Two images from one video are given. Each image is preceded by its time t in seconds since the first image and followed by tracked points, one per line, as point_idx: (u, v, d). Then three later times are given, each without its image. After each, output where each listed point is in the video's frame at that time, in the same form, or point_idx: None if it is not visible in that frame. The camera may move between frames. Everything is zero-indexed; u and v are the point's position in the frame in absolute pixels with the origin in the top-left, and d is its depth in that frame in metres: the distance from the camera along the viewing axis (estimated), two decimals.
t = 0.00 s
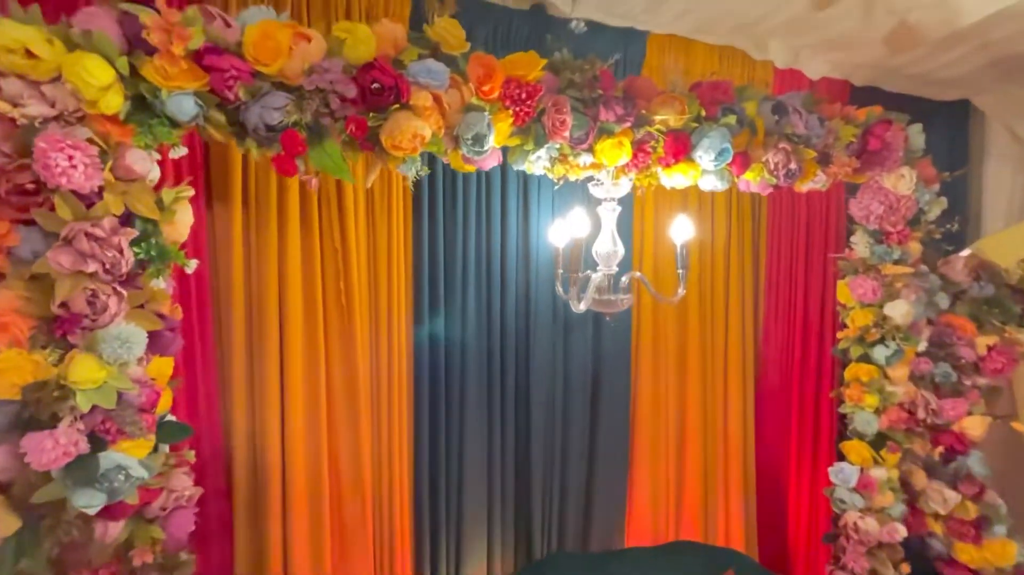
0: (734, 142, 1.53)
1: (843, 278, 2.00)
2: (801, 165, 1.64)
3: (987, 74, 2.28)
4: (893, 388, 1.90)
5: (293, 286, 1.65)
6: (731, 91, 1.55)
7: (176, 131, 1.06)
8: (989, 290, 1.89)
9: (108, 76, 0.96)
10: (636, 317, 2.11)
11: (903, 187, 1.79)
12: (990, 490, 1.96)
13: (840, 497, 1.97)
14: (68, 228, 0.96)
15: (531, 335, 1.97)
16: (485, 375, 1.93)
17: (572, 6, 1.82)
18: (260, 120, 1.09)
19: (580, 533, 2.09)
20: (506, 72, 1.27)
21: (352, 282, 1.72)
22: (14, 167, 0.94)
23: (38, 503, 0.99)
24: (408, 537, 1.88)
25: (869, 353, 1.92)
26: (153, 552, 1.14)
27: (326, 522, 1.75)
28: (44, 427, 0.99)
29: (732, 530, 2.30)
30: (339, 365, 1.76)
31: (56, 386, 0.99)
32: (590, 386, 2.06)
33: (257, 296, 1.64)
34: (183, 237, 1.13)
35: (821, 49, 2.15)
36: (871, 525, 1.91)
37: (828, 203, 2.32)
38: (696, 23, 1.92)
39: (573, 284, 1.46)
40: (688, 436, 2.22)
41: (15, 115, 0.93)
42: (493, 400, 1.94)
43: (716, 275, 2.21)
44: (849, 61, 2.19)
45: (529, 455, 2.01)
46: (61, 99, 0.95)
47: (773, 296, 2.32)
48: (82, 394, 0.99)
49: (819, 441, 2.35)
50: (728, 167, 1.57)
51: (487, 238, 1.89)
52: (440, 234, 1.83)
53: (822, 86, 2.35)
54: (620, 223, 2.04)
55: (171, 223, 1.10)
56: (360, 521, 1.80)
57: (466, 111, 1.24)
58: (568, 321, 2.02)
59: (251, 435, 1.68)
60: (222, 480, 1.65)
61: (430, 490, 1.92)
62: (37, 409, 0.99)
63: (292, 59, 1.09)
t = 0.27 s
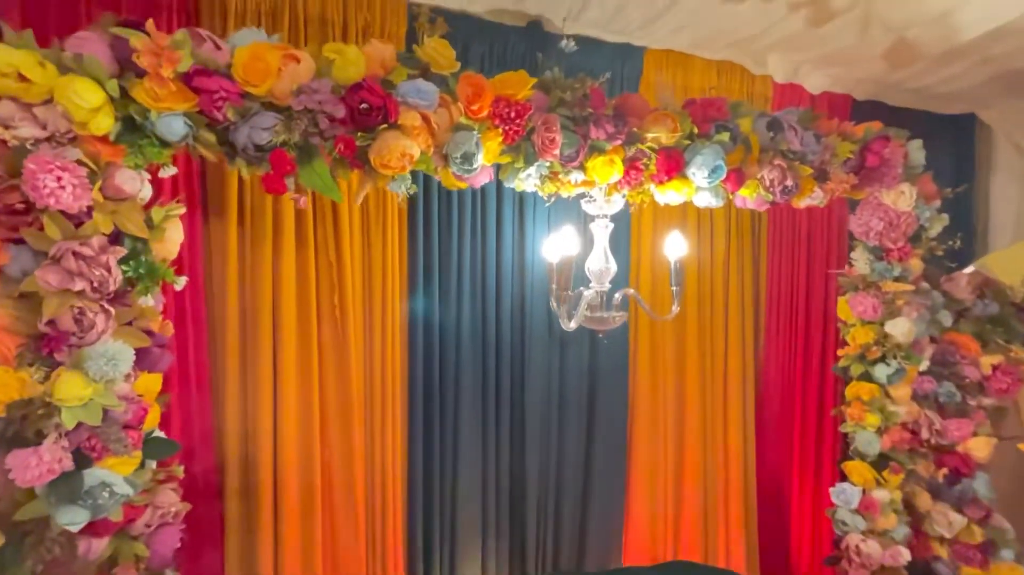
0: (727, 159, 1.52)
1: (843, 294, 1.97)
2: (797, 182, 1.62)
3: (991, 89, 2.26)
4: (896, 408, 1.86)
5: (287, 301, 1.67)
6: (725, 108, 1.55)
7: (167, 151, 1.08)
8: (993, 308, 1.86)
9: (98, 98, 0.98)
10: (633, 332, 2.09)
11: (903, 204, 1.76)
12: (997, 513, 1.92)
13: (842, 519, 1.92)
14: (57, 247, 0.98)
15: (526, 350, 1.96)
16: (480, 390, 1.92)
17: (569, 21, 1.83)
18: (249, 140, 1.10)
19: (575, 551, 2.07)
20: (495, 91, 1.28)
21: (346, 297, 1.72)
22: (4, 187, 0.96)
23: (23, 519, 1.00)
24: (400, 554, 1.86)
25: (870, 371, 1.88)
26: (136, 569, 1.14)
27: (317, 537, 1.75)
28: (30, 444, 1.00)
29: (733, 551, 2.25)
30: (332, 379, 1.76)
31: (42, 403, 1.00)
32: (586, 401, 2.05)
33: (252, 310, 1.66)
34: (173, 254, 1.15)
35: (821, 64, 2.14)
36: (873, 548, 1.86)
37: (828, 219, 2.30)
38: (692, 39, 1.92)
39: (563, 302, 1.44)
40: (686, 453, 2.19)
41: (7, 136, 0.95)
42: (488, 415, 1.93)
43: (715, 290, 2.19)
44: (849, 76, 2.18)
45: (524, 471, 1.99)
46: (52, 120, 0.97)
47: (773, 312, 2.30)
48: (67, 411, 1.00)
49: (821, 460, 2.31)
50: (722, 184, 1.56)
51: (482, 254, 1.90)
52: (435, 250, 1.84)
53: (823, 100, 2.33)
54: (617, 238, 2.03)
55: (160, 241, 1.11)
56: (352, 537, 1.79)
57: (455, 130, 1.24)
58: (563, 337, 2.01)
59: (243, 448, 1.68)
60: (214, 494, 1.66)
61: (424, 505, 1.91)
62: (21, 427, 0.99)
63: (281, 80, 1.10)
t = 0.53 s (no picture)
0: (719, 169, 1.52)
1: (839, 304, 1.95)
2: (790, 192, 1.61)
3: (990, 98, 2.24)
4: (893, 420, 1.83)
5: (278, 308, 1.67)
6: (717, 118, 1.55)
7: (152, 160, 1.08)
8: (992, 319, 1.84)
9: (84, 108, 0.99)
10: (627, 341, 2.08)
11: (899, 214, 1.74)
12: (998, 527, 1.89)
13: (839, 533, 1.89)
14: (40, 256, 0.98)
15: (519, 359, 1.95)
16: (472, 399, 1.91)
17: (563, 31, 1.82)
18: (235, 149, 1.11)
19: (568, 562, 2.04)
20: (483, 100, 1.28)
21: (338, 305, 1.73)
22: None
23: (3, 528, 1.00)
24: (391, 565, 1.85)
25: (867, 383, 1.86)
26: None
27: (306, 547, 1.73)
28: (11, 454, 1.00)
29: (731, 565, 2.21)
30: (323, 386, 1.76)
31: (23, 413, 1.00)
32: (580, 411, 2.03)
33: (242, 317, 1.66)
34: (160, 262, 1.14)
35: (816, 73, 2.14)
36: (871, 563, 1.83)
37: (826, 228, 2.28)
38: (686, 49, 1.92)
39: (553, 312, 1.41)
40: (682, 464, 2.17)
41: None
42: (480, 425, 1.92)
43: (711, 299, 2.17)
44: (845, 85, 2.17)
45: (517, 481, 1.97)
46: (39, 131, 0.98)
47: (770, 321, 2.28)
48: (49, 419, 1.00)
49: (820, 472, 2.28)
50: (714, 194, 1.56)
51: (475, 262, 1.89)
52: (426, 258, 1.84)
53: (820, 110, 2.33)
54: (611, 247, 2.03)
55: (146, 249, 1.11)
56: (343, 546, 1.78)
57: (442, 140, 1.24)
58: (557, 346, 2.00)
59: (233, 456, 1.68)
60: (204, 501, 1.65)
61: (415, 515, 1.89)
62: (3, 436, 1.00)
63: (268, 90, 1.11)
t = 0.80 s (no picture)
0: (704, 173, 1.51)
1: (829, 310, 1.94)
2: (778, 197, 1.61)
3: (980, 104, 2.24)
4: (883, 427, 1.82)
5: (262, 312, 1.66)
6: (703, 122, 1.54)
7: (129, 162, 1.08)
8: (981, 325, 1.83)
9: (57, 111, 0.98)
10: (616, 347, 2.06)
11: (887, 219, 1.74)
12: (989, 535, 1.87)
13: (829, 540, 1.87)
14: (11, 259, 0.97)
15: (506, 364, 1.94)
16: (459, 404, 1.90)
17: (551, 35, 1.82)
18: (212, 152, 1.10)
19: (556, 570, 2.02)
20: (465, 104, 1.27)
21: (323, 309, 1.72)
22: None
23: None
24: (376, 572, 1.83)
25: (857, 389, 1.84)
26: None
27: (289, 553, 1.72)
28: None
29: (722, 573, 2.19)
30: (307, 390, 1.75)
31: None
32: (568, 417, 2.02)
33: (226, 321, 1.66)
34: (138, 266, 1.13)
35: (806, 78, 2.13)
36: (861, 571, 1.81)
37: (817, 233, 2.28)
38: (675, 53, 1.92)
39: (537, 316, 1.39)
40: (672, 471, 2.15)
41: None
42: (467, 430, 1.91)
43: (700, 304, 2.16)
44: (835, 90, 2.17)
45: (504, 487, 1.96)
46: (12, 133, 0.97)
47: (762, 327, 2.27)
48: (20, 425, 0.99)
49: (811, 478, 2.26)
50: (700, 198, 1.56)
51: (462, 266, 1.88)
52: (413, 262, 1.83)
53: (811, 115, 2.31)
54: (601, 251, 2.02)
55: (122, 253, 1.10)
56: (327, 553, 1.77)
57: (424, 144, 1.24)
58: (545, 351, 1.99)
59: (216, 460, 1.67)
60: (186, 507, 1.64)
61: (401, 522, 1.88)
62: None
63: (245, 93, 1.10)
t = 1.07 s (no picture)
0: (683, 177, 1.50)
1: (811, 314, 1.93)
2: (758, 201, 1.60)
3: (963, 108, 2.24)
4: (865, 432, 1.81)
5: (237, 315, 1.64)
6: (682, 125, 1.53)
7: (91, 163, 1.06)
8: (963, 329, 1.82)
9: (13, 110, 0.96)
10: (599, 350, 2.04)
11: (868, 223, 1.74)
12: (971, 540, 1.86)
13: (811, 546, 1.86)
14: None
15: (488, 367, 1.92)
16: (440, 409, 1.88)
17: (534, 37, 1.83)
18: (177, 153, 1.08)
19: None
20: (439, 106, 1.26)
21: (300, 312, 1.70)
22: None
23: None
24: None
25: (839, 394, 1.84)
26: None
27: (264, 561, 1.69)
28: None
29: None
30: (284, 395, 1.73)
31: None
32: (550, 421, 2.00)
33: (201, 324, 1.63)
34: (102, 268, 1.11)
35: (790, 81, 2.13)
36: None
37: (801, 237, 2.27)
38: (657, 56, 1.91)
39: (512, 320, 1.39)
40: (656, 475, 2.13)
41: None
42: (449, 435, 1.89)
43: (684, 307, 2.15)
44: (819, 94, 2.17)
45: (485, 493, 1.93)
46: None
47: (746, 330, 2.26)
48: None
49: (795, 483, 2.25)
50: (680, 202, 1.55)
51: (443, 270, 1.87)
52: (393, 265, 1.81)
53: (796, 120, 2.31)
54: (583, 254, 2.02)
55: (84, 256, 1.07)
56: (303, 560, 1.74)
57: (396, 145, 1.22)
58: (527, 355, 1.97)
59: (189, 466, 1.64)
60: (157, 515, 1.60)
61: (380, 528, 1.85)
62: None
63: (211, 93, 1.08)
